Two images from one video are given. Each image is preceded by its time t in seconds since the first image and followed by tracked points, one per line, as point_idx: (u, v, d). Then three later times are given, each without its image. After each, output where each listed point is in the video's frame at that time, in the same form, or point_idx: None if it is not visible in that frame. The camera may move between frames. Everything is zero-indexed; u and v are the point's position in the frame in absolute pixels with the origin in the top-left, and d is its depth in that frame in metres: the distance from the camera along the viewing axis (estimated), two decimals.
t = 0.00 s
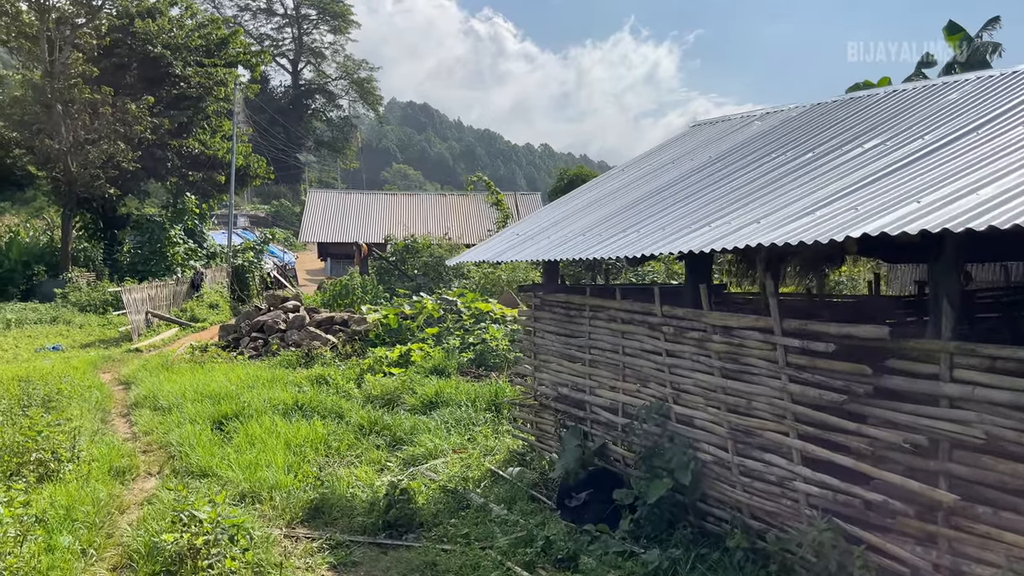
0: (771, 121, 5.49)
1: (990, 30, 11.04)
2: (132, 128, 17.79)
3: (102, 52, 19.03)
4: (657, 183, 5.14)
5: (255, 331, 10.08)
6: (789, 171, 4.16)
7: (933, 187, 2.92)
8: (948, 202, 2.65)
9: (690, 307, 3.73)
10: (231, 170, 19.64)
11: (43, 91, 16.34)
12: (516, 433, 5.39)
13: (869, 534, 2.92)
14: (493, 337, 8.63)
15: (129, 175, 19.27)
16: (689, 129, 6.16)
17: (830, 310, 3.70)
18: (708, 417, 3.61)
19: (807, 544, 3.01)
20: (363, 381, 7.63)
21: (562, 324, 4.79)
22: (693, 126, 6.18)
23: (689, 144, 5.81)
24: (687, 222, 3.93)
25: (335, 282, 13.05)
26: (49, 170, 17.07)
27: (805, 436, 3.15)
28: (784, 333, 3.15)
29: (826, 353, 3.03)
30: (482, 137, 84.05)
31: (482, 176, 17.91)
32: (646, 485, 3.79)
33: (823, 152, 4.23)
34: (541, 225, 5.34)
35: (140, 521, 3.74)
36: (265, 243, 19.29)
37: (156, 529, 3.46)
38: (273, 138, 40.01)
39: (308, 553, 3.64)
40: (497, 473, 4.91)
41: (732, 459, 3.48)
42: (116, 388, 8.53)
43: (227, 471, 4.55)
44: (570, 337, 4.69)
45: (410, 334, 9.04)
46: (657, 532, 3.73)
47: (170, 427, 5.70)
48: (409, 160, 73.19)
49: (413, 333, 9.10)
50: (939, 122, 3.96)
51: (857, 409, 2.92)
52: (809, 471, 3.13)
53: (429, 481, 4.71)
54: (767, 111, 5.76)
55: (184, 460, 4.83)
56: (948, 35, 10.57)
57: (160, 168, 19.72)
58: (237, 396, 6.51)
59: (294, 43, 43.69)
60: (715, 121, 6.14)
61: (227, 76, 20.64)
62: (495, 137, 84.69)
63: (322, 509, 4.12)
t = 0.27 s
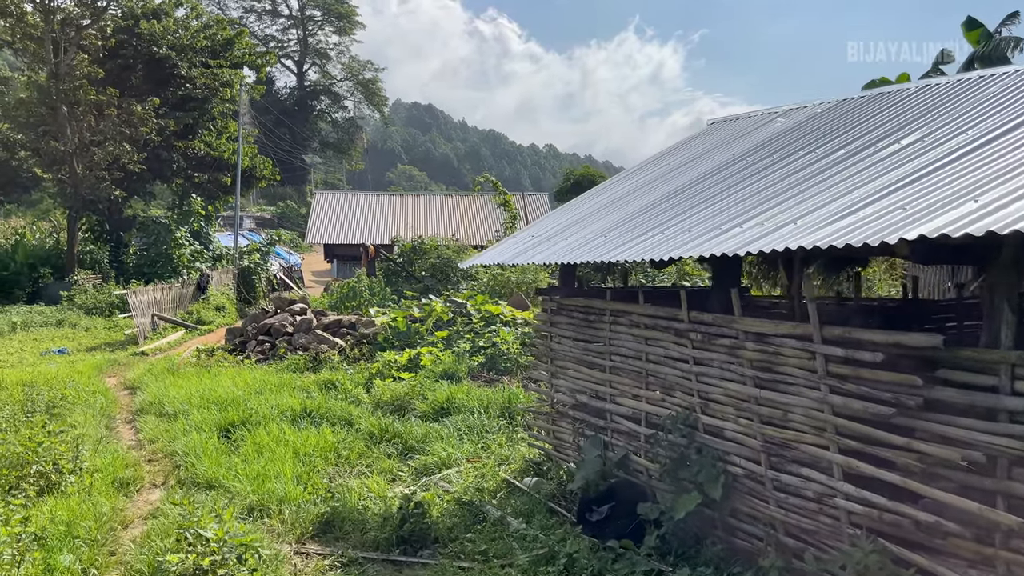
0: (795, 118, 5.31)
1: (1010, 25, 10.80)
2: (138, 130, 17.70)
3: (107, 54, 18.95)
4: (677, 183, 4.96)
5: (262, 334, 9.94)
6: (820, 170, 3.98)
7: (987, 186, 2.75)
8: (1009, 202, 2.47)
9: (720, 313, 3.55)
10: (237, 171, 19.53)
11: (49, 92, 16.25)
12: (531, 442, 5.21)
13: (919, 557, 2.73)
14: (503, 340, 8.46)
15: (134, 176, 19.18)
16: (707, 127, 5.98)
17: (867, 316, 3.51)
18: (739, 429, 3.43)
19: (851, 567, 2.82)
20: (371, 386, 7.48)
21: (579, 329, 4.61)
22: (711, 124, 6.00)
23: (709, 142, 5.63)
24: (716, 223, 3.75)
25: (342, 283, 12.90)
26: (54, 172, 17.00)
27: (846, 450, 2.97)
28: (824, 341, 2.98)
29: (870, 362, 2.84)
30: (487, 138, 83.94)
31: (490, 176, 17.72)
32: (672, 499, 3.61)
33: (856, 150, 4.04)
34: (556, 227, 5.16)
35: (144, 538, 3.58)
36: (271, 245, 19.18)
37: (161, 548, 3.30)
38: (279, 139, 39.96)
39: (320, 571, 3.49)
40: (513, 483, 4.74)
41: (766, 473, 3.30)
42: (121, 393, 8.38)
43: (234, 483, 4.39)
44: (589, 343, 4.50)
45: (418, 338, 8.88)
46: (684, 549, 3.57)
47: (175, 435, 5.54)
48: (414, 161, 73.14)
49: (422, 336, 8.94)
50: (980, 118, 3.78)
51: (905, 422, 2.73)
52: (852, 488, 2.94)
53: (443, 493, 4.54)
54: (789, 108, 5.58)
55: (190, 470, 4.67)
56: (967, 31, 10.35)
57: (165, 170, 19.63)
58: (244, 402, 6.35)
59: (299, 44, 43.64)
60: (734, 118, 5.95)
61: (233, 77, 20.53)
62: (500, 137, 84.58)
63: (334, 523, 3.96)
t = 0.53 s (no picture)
0: (820, 115, 5.15)
1: None
2: (143, 132, 17.62)
3: (113, 55, 18.90)
4: (701, 182, 4.80)
5: (270, 338, 9.83)
6: (855, 168, 3.82)
7: None
8: None
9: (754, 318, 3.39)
10: (243, 173, 19.46)
11: (55, 94, 16.18)
12: (550, 449, 5.07)
13: None
14: (515, 343, 8.33)
15: (141, 179, 19.13)
16: (727, 126, 5.82)
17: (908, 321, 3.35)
18: (774, 439, 3.27)
19: None
20: (382, 391, 7.34)
21: (600, 333, 4.45)
22: (730, 122, 5.85)
23: (730, 140, 5.47)
24: (747, 224, 3.59)
25: (350, 286, 12.79)
26: (60, 175, 16.73)
27: (892, 463, 2.81)
28: (869, 347, 2.82)
29: (920, 370, 2.69)
30: (492, 139, 83.88)
31: (497, 177, 17.60)
32: (703, 512, 3.46)
33: (891, 147, 3.89)
34: (575, 228, 5.00)
35: (153, 553, 3.45)
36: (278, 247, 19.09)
37: (171, 565, 3.17)
38: (284, 141, 39.93)
39: None
40: (532, 493, 4.59)
41: (803, 486, 3.14)
42: (128, 398, 8.26)
43: (245, 493, 4.27)
44: (610, 348, 4.35)
45: (429, 341, 8.74)
46: (716, 563, 3.44)
47: (184, 442, 5.42)
48: (419, 162, 73.11)
49: (432, 339, 8.81)
50: None
51: (958, 434, 2.58)
52: (898, 503, 2.79)
53: (461, 503, 4.40)
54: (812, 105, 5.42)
55: (199, 479, 4.55)
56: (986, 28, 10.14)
57: (171, 172, 19.55)
58: (253, 408, 6.21)
59: (304, 46, 43.61)
60: (755, 116, 5.80)
61: (239, 78, 20.45)
62: (505, 139, 84.50)
63: (349, 536, 3.82)
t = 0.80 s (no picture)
0: (851, 109, 4.99)
1: None
2: (151, 132, 17.47)
3: (120, 56, 18.84)
4: (731, 177, 4.63)
5: (280, 339, 9.71)
6: (899, 160, 3.66)
7: None
8: None
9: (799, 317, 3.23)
10: (251, 174, 19.37)
11: (62, 95, 16.09)
12: (573, 453, 4.92)
13: None
14: (530, 344, 8.20)
15: (148, 180, 19.08)
16: (752, 121, 5.66)
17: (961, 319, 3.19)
18: (821, 444, 3.11)
19: None
20: (396, 392, 7.21)
21: (627, 334, 4.30)
22: (755, 117, 5.70)
23: (756, 135, 5.31)
24: (790, 218, 3.43)
25: (360, 287, 12.67)
26: (68, 175, 16.98)
27: (952, 470, 2.66)
28: (928, 347, 2.67)
29: (985, 371, 2.53)
30: (497, 140, 83.81)
31: (507, 177, 17.47)
32: (742, 520, 3.30)
33: (936, 139, 3.73)
34: (599, 226, 4.82)
35: (169, 563, 3.32)
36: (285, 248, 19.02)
37: None
38: (290, 142, 39.90)
39: None
40: (557, 498, 4.45)
41: (853, 493, 2.99)
42: (137, 400, 8.13)
43: (262, 499, 4.13)
44: (640, 349, 4.19)
45: (442, 341, 8.60)
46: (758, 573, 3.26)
47: (197, 445, 5.29)
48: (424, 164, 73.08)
49: (445, 339, 8.66)
50: None
51: None
52: (959, 512, 2.63)
53: (485, 509, 4.25)
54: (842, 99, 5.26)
55: (215, 484, 4.41)
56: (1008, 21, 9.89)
57: (178, 173, 19.44)
58: (266, 410, 6.08)
59: (310, 48, 43.59)
60: (781, 110, 5.65)
61: (246, 79, 20.37)
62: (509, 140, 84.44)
63: (372, 545, 3.69)
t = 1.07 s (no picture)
0: (883, 107, 4.84)
1: None
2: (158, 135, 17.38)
3: (127, 59, 18.78)
4: (761, 178, 4.47)
5: (289, 343, 9.59)
6: (945, 158, 3.50)
7: None
8: None
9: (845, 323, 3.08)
10: (257, 176, 19.28)
11: (68, 97, 16.02)
12: (597, 463, 4.77)
13: None
14: (544, 348, 8.07)
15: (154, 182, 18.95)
16: (777, 121, 5.51)
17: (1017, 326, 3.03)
18: (869, 458, 2.95)
19: None
20: (410, 398, 7.07)
21: (656, 340, 4.15)
22: (780, 117, 5.54)
23: (784, 135, 5.15)
24: (834, 219, 3.26)
25: (369, 290, 12.55)
26: (74, 178, 16.90)
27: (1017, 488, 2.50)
28: (991, 358, 2.51)
29: None
30: (501, 142, 83.74)
31: (515, 179, 17.34)
32: (783, 537, 3.13)
33: (983, 137, 3.57)
34: (624, 229, 4.66)
35: None
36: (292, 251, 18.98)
37: None
38: (295, 145, 39.86)
39: None
40: (582, 510, 4.29)
41: (906, 510, 2.82)
42: (146, 406, 8.01)
43: (278, 513, 3.99)
44: (670, 356, 4.04)
45: (454, 346, 8.46)
46: None
47: (208, 453, 5.16)
48: (429, 166, 73.05)
49: (458, 344, 8.52)
50: None
51: None
52: None
53: (508, 522, 4.10)
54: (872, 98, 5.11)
55: (228, 496, 4.27)
56: None
57: (185, 175, 19.38)
58: (278, 417, 5.95)
59: (315, 50, 43.58)
60: (808, 109, 5.49)
61: (252, 80, 20.29)
62: (514, 142, 84.37)
63: (393, 560, 3.51)
